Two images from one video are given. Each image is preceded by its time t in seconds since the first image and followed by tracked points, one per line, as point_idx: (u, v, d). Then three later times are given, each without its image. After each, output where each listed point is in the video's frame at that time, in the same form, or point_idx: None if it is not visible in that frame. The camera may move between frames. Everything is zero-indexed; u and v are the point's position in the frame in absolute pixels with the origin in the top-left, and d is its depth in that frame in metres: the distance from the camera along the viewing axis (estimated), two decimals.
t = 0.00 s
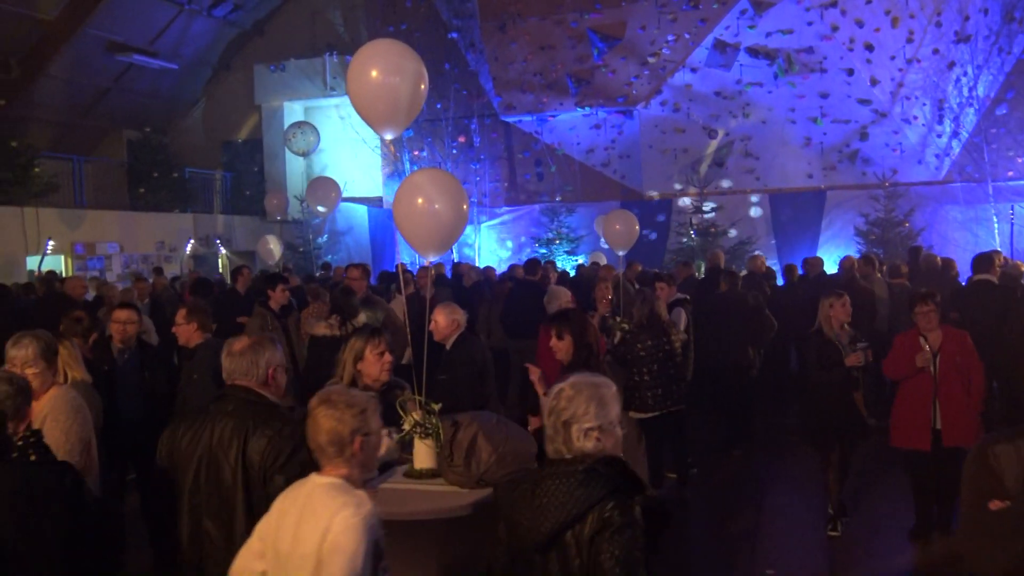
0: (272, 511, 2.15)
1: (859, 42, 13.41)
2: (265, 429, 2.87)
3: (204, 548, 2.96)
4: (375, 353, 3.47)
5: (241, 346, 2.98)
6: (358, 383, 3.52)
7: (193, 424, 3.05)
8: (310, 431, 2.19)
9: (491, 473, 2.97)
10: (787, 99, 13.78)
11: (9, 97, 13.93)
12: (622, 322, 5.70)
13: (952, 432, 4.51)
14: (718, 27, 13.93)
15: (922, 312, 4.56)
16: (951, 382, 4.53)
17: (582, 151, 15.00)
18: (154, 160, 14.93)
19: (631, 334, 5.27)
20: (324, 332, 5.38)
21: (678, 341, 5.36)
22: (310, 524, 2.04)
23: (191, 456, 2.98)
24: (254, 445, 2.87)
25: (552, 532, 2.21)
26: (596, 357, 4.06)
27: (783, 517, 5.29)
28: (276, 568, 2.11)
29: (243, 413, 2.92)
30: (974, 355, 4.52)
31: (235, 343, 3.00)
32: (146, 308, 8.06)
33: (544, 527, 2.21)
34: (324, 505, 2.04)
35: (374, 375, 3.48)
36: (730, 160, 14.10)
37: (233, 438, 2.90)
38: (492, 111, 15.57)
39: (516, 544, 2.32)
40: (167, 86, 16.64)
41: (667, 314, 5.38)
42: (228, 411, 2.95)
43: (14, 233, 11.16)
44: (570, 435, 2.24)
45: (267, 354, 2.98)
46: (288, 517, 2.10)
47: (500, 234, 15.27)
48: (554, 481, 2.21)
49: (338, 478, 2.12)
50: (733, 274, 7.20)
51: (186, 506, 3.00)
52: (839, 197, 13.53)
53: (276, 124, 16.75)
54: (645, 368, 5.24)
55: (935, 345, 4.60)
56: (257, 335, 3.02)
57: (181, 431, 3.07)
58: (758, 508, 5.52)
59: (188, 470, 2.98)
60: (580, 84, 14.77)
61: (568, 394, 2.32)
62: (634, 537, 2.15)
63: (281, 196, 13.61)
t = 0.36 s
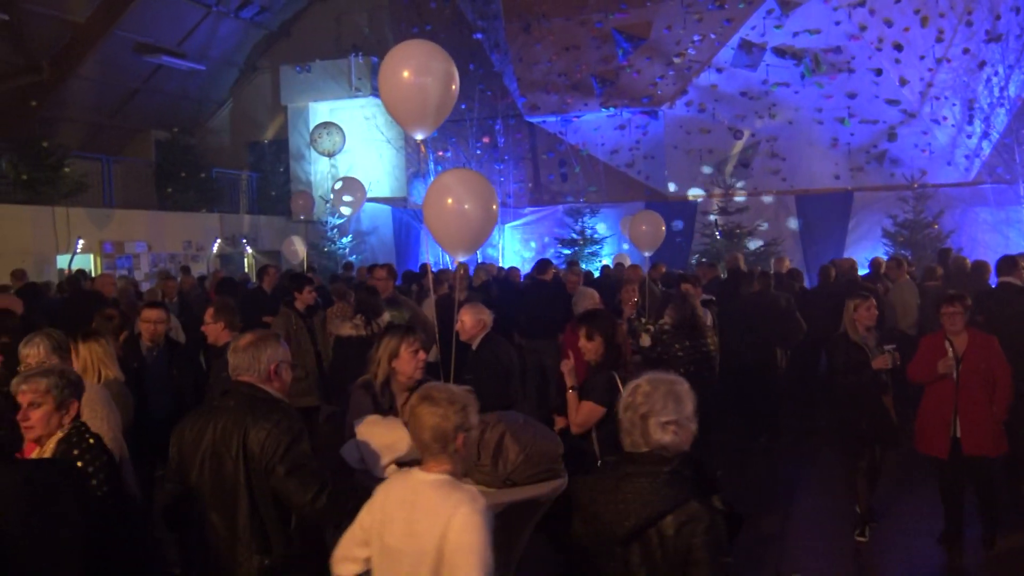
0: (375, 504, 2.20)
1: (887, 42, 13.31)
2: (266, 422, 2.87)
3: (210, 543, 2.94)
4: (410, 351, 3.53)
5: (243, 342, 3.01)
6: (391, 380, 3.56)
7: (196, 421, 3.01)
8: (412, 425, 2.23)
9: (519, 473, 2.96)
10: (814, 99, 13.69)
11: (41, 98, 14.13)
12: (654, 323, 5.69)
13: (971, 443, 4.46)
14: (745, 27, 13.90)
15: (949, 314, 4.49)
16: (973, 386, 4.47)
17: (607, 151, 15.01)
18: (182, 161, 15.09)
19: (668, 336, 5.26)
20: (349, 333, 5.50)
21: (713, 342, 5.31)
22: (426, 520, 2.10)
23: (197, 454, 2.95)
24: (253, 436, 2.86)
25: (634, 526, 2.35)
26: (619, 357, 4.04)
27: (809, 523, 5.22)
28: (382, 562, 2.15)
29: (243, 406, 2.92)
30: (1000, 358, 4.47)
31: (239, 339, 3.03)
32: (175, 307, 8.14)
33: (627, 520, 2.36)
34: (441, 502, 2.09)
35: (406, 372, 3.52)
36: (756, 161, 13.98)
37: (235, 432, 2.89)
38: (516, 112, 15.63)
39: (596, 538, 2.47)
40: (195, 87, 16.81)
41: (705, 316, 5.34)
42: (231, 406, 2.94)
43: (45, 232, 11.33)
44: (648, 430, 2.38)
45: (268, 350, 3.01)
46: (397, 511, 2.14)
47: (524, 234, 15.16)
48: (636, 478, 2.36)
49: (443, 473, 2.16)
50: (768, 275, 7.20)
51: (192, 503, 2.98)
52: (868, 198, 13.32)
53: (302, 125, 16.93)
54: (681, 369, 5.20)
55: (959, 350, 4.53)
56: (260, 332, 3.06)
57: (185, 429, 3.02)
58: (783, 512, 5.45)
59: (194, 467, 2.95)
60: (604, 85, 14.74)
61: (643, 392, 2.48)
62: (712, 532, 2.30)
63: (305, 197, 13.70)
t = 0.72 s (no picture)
0: (471, 496, 2.25)
1: (917, 43, 13.18)
2: (277, 418, 2.87)
3: (227, 535, 2.97)
4: (439, 350, 3.51)
5: (258, 338, 3.02)
6: (418, 380, 3.58)
7: (212, 416, 3.03)
8: (507, 421, 2.30)
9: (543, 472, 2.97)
10: (842, 100, 13.56)
11: (72, 97, 14.28)
12: (690, 324, 5.65)
13: (999, 449, 4.38)
14: (772, 27, 13.73)
15: (994, 320, 4.45)
16: (1006, 391, 4.39)
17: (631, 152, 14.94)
18: (209, 159, 15.04)
19: (702, 337, 5.17)
20: (372, 331, 5.54)
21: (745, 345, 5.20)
22: (526, 513, 2.14)
23: (213, 449, 2.96)
24: (265, 431, 2.87)
25: (726, 514, 2.43)
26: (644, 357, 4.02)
27: (837, 531, 5.14)
28: (478, 553, 2.19)
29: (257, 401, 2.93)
30: None
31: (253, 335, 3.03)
32: (202, 304, 8.21)
33: (720, 510, 2.43)
34: (541, 497, 2.14)
35: (435, 368, 3.52)
36: (782, 162, 13.92)
37: (248, 427, 2.90)
38: (541, 112, 15.65)
39: (679, 521, 2.54)
40: (223, 86, 16.95)
41: (738, 316, 5.25)
42: (244, 402, 2.96)
43: (74, 229, 11.50)
44: (751, 419, 2.45)
45: (281, 347, 3.00)
46: (495, 503, 2.19)
47: (547, 234, 15.15)
48: (739, 465, 2.42)
49: (539, 467, 2.22)
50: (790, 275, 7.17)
51: (210, 497, 3.00)
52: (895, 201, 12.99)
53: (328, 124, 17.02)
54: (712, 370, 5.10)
55: (996, 355, 4.50)
56: (275, 329, 3.06)
57: (202, 425, 3.04)
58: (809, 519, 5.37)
59: (210, 462, 2.96)
60: (630, 86, 14.68)
61: (740, 380, 2.53)
62: (802, 522, 2.39)
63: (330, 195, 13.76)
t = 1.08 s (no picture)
0: (559, 481, 2.53)
1: (948, 40, 12.97)
2: (318, 414, 2.93)
3: (260, 529, 3.02)
4: (473, 351, 3.56)
5: (301, 335, 3.14)
6: (447, 381, 3.59)
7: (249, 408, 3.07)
8: (583, 410, 2.57)
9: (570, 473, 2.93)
10: (870, 98, 13.38)
11: (102, 97, 14.47)
12: (718, 325, 5.61)
13: None
14: (799, 25, 13.62)
15: None
16: None
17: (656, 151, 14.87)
18: (235, 159, 15.13)
19: (731, 336, 5.13)
20: (396, 330, 5.55)
21: (774, 347, 5.16)
22: (615, 489, 2.41)
23: (250, 443, 3.00)
24: (306, 430, 2.93)
25: (785, 505, 2.59)
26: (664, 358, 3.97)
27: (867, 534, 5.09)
28: (571, 530, 2.45)
29: (297, 400, 2.99)
30: None
31: (295, 333, 3.14)
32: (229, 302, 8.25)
33: (781, 501, 2.59)
34: (629, 472, 2.41)
35: (467, 369, 3.54)
36: (809, 161, 13.77)
37: (289, 421, 2.96)
38: (565, 111, 15.60)
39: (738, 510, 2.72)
40: (249, 86, 17.07)
41: (767, 316, 5.18)
42: (284, 398, 3.02)
43: (103, 227, 11.64)
44: (809, 414, 2.66)
45: (325, 345, 3.13)
46: (583, 484, 2.46)
47: (571, 234, 15.14)
48: (800, 456, 2.59)
49: (619, 446, 2.50)
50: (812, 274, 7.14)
51: (242, 492, 3.03)
52: (923, 201, 12.97)
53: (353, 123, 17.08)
54: (741, 369, 5.04)
55: None
56: (318, 328, 3.19)
57: (238, 417, 3.08)
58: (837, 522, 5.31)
59: (246, 454, 3.00)
60: (655, 84, 14.64)
61: (796, 378, 2.77)
62: (856, 512, 2.57)
63: (356, 195, 13.80)
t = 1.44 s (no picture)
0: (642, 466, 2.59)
1: (980, 33, 12.82)
2: (381, 416, 3.10)
3: (312, 519, 3.18)
4: (501, 350, 3.56)
5: (360, 332, 3.26)
6: (474, 378, 3.61)
7: (310, 398, 3.22)
8: (666, 397, 2.61)
9: (598, 472, 2.91)
10: (901, 93, 13.20)
11: (132, 97, 14.63)
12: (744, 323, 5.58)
13: None
14: (829, 19, 13.37)
15: None
16: None
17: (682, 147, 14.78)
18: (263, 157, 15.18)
19: (759, 332, 5.10)
20: (423, 328, 5.58)
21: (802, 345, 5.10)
22: (698, 477, 2.46)
23: (309, 431, 3.17)
24: (370, 429, 3.10)
25: (839, 487, 2.86)
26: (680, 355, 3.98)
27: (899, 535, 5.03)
28: (656, 514, 2.53)
29: (360, 398, 3.14)
30: None
31: (354, 330, 3.25)
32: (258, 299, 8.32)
33: (834, 482, 2.86)
34: (712, 461, 2.45)
35: (495, 368, 3.55)
36: (838, 158, 13.61)
37: (353, 418, 3.11)
38: (591, 108, 15.55)
39: (795, 496, 2.96)
40: (277, 85, 17.19)
41: (795, 314, 5.12)
42: (347, 394, 3.16)
43: (134, 226, 11.79)
44: (860, 401, 2.91)
45: (386, 344, 3.27)
46: (666, 470, 2.51)
47: (598, 231, 15.13)
48: (849, 441, 2.86)
49: (702, 435, 2.54)
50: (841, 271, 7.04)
51: (299, 483, 3.19)
52: (956, 196, 12.80)
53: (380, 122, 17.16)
54: (771, 367, 4.99)
55: None
56: (377, 326, 3.30)
57: (297, 404, 3.24)
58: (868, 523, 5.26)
59: (304, 441, 3.17)
60: (682, 80, 14.53)
61: (848, 368, 2.99)
62: (905, 492, 2.83)
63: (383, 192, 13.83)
